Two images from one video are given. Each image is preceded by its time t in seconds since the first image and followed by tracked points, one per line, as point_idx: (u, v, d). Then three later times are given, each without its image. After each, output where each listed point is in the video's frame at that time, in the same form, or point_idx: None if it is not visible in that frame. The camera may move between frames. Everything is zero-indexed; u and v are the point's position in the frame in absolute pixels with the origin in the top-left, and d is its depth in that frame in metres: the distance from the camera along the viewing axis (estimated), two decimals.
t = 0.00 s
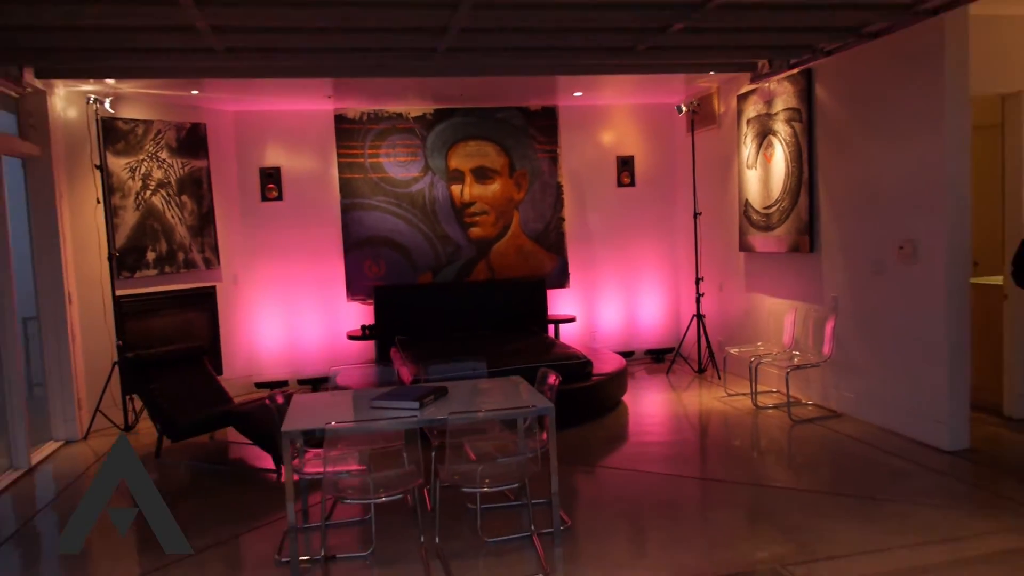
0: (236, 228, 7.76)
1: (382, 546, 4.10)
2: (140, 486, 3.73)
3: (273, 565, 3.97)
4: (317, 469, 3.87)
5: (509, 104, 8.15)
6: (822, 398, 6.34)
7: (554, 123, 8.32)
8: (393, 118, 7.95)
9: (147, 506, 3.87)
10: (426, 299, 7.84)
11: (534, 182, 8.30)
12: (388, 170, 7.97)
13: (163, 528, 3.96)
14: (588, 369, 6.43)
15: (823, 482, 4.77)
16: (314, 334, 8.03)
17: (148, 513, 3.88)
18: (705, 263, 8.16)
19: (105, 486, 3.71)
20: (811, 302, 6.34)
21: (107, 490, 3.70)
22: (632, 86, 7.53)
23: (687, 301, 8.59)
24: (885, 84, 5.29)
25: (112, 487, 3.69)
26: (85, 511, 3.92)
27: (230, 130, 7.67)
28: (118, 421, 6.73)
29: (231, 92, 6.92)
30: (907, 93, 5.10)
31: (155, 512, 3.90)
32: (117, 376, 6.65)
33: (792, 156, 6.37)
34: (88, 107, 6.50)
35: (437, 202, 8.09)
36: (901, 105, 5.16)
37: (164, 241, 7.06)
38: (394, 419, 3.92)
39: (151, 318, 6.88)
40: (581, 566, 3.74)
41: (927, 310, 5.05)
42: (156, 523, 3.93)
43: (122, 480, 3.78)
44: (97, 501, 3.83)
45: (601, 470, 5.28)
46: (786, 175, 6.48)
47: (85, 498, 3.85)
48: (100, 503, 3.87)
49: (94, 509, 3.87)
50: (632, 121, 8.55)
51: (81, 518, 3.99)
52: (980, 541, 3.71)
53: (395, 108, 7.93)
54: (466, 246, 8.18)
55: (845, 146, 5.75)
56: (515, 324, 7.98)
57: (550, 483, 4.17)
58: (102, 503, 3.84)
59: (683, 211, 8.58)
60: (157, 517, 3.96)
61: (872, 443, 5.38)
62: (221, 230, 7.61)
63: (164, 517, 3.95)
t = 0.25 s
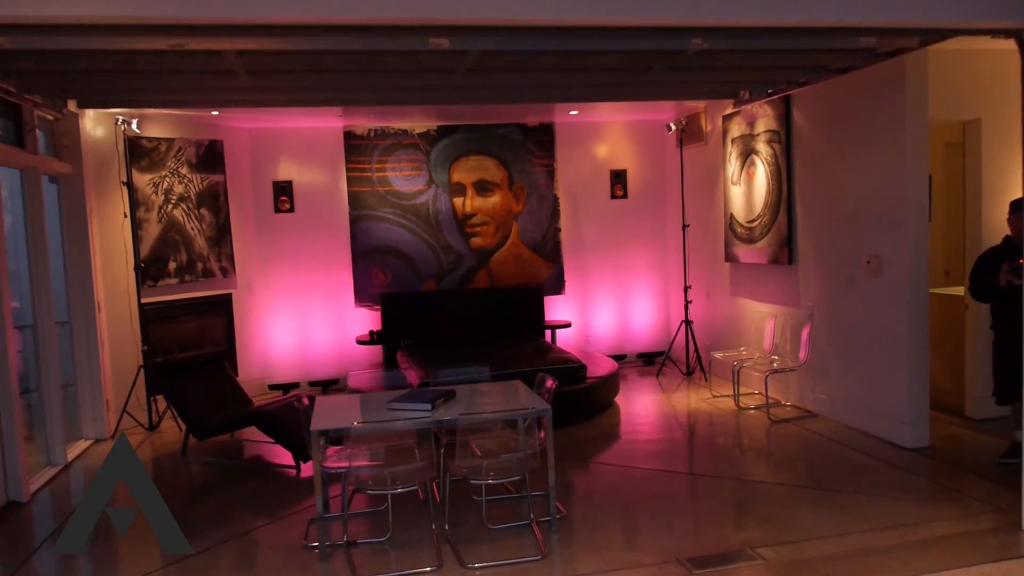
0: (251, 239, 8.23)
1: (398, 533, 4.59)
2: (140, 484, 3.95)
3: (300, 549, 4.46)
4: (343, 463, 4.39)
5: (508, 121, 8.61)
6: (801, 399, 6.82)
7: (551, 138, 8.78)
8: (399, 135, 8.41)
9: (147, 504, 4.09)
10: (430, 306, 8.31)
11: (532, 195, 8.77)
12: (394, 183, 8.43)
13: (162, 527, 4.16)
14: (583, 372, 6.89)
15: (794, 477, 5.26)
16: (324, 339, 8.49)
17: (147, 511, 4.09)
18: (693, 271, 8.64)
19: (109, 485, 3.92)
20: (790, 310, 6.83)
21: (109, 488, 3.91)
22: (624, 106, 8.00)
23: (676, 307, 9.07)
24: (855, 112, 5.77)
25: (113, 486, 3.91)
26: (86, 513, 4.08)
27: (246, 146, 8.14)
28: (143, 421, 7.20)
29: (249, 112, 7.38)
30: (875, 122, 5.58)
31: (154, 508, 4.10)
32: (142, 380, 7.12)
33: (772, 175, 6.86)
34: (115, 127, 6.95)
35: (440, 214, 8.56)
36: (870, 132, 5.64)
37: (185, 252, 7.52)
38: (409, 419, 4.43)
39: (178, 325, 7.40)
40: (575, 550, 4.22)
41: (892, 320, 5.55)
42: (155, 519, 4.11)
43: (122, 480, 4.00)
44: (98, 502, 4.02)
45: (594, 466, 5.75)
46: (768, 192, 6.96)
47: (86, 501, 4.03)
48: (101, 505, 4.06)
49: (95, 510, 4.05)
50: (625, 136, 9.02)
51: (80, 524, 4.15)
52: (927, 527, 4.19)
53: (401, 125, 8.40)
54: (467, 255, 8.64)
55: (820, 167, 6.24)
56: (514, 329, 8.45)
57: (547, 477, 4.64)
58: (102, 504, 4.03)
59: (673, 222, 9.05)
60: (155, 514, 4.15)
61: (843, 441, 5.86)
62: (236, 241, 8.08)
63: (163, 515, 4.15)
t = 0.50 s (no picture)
0: (263, 250, 8.70)
1: (410, 526, 5.08)
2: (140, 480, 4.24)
3: (322, 541, 4.94)
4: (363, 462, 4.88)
5: (507, 138, 9.08)
6: (781, 402, 7.32)
7: (547, 154, 9.25)
8: (403, 152, 8.87)
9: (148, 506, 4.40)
10: (433, 314, 8.78)
11: (529, 208, 9.24)
12: (399, 197, 8.89)
13: (163, 527, 4.53)
14: (577, 377, 7.38)
15: (771, 475, 5.74)
16: (333, 345, 8.95)
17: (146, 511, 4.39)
18: (682, 280, 9.13)
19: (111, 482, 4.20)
20: (771, 320, 7.32)
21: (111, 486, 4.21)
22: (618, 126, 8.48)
23: (666, 314, 9.56)
24: (829, 138, 6.25)
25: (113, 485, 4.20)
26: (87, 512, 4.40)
27: (258, 162, 8.60)
28: (165, 424, 7.67)
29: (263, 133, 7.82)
30: (847, 148, 6.06)
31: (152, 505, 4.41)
32: (164, 384, 7.58)
33: (754, 193, 7.35)
34: (139, 148, 7.40)
35: (443, 227, 9.03)
36: (842, 157, 6.12)
37: (202, 264, 7.97)
38: (422, 423, 4.93)
39: (194, 331, 7.79)
40: (571, 540, 4.70)
41: (862, 330, 6.04)
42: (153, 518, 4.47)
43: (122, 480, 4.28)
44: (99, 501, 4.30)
45: (588, 465, 6.24)
46: (750, 208, 7.45)
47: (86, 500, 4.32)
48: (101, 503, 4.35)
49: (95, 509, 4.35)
50: (618, 152, 9.50)
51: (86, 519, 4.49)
52: (886, 519, 4.68)
53: (405, 143, 8.86)
54: (468, 265, 9.11)
55: (798, 187, 6.72)
56: (513, 335, 8.92)
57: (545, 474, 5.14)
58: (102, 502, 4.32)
59: (664, 233, 9.54)
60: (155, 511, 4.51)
61: (818, 442, 6.36)
62: (250, 252, 8.54)
63: (163, 516, 4.53)
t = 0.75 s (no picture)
0: (275, 260, 9.18)
1: (420, 519, 5.58)
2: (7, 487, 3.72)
3: (340, 532, 5.45)
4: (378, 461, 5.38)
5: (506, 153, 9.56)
6: (763, 404, 7.83)
7: (544, 167, 9.73)
8: (408, 166, 9.34)
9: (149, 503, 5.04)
10: (436, 320, 9.27)
11: (527, 219, 9.72)
12: (403, 209, 9.37)
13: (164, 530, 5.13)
14: (572, 380, 7.87)
15: (751, 471, 6.25)
16: (341, 349, 9.43)
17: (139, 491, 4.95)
18: (672, 288, 9.62)
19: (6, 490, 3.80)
20: (755, 327, 7.81)
21: None
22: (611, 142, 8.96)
23: (658, 319, 10.05)
24: (806, 160, 6.75)
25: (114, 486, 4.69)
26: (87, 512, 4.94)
27: (270, 177, 9.08)
28: (185, 425, 8.16)
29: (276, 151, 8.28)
30: (823, 169, 6.55)
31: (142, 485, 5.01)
32: (184, 388, 8.08)
33: (738, 207, 7.85)
34: (159, 166, 7.87)
35: (445, 237, 9.50)
36: (819, 178, 6.62)
37: (218, 274, 8.43)
38: (430, 426, 5.43)
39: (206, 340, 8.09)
40: (567, 530, 5.20)
41: (836, 338, 6.54)
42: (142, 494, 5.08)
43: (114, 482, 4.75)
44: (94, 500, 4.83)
45: (583, 462, 6.74)
46: (735, 222, 7.95)
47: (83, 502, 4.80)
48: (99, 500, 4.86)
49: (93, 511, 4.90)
50: (611, 165, 9.99)
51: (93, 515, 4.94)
52: (851, 512, 5.18)
53: (409, 157, 9.32)
54: (469, 273, 9.60)
55: (779, 204, 7.22)
56: (512, 340, 9.42)
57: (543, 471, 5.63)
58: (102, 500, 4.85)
59: (655, 242, 10.02)
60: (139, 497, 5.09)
61: (795, 441, 6.87)
62: (262, 262, 9.02)
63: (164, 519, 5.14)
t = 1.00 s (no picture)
0: (284, 263, 9.66)
1: (427, 506, 6.07)
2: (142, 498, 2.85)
3: (354, 518, 5.94)
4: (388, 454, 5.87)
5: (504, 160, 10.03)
6: (746, 399, 8.34)
7: (541, 174, 10.21)
8: (411, 173, 9.82)
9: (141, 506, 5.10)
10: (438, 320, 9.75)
11: (524, 223, 10.20)
12: (406, 215, 9.85)
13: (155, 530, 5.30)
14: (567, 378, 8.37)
15: (732, 462, 6.76)
16: (346, 347, 9.91)
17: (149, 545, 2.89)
18: (662, 289, 10.11)
19: (108, 484, 2.95)
20: (739, 327, 8.32)
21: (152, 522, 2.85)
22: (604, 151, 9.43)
23: (648, 319, 10.54)
24: (785, 173, 7.25)
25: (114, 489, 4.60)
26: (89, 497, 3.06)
27: (279, 184, 9.58)
28: (201, 419, 8.65)
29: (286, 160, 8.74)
30: (800, 182, 7.05)
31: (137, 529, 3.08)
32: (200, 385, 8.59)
33: (723, 215, 8.34)
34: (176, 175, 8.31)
35: (446, 241, 9.98)
36: (796, 190, 7.11)
37: (232, 277, 8.90)
38: (436, 421, 5.92)
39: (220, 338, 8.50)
40: (561, 516, 5.71)
41: (812, 339, 7.04)
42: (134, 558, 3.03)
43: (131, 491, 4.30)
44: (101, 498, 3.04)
45: (576, 453, 7.25)
46: (721, 229, 8.44)
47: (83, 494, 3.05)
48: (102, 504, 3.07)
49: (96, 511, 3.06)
50: (604, 171, 10.47)
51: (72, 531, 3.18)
52: (819, 500, 5.70)
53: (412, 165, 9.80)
54: (469, 275, 10.08)
55: (761, 214, 7.72)
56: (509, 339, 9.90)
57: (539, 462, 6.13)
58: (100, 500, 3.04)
59: (645, 246, 10.52)
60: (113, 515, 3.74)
61: (774, 434, 7.38)
62: (272, 265, 9.50)
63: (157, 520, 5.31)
